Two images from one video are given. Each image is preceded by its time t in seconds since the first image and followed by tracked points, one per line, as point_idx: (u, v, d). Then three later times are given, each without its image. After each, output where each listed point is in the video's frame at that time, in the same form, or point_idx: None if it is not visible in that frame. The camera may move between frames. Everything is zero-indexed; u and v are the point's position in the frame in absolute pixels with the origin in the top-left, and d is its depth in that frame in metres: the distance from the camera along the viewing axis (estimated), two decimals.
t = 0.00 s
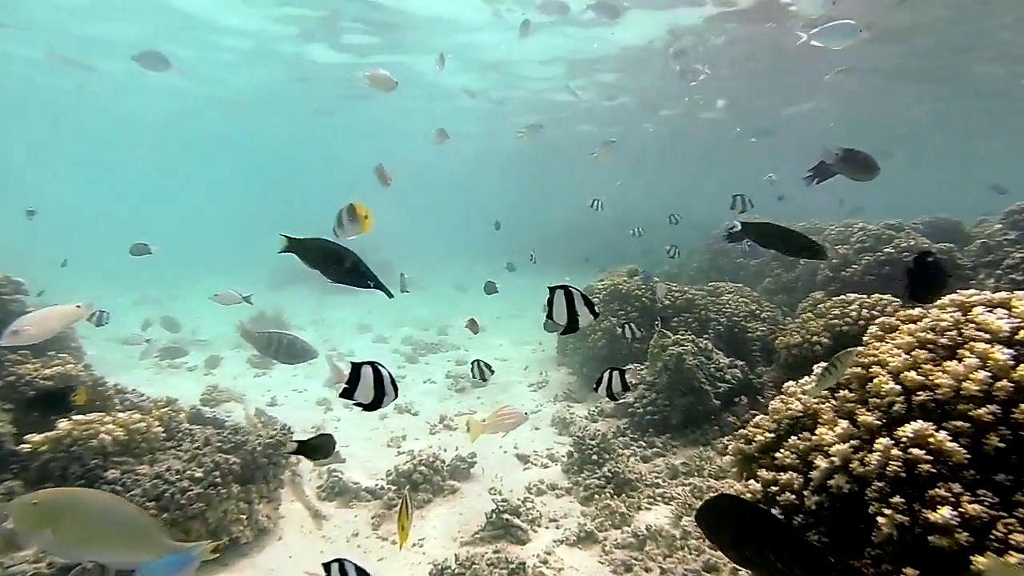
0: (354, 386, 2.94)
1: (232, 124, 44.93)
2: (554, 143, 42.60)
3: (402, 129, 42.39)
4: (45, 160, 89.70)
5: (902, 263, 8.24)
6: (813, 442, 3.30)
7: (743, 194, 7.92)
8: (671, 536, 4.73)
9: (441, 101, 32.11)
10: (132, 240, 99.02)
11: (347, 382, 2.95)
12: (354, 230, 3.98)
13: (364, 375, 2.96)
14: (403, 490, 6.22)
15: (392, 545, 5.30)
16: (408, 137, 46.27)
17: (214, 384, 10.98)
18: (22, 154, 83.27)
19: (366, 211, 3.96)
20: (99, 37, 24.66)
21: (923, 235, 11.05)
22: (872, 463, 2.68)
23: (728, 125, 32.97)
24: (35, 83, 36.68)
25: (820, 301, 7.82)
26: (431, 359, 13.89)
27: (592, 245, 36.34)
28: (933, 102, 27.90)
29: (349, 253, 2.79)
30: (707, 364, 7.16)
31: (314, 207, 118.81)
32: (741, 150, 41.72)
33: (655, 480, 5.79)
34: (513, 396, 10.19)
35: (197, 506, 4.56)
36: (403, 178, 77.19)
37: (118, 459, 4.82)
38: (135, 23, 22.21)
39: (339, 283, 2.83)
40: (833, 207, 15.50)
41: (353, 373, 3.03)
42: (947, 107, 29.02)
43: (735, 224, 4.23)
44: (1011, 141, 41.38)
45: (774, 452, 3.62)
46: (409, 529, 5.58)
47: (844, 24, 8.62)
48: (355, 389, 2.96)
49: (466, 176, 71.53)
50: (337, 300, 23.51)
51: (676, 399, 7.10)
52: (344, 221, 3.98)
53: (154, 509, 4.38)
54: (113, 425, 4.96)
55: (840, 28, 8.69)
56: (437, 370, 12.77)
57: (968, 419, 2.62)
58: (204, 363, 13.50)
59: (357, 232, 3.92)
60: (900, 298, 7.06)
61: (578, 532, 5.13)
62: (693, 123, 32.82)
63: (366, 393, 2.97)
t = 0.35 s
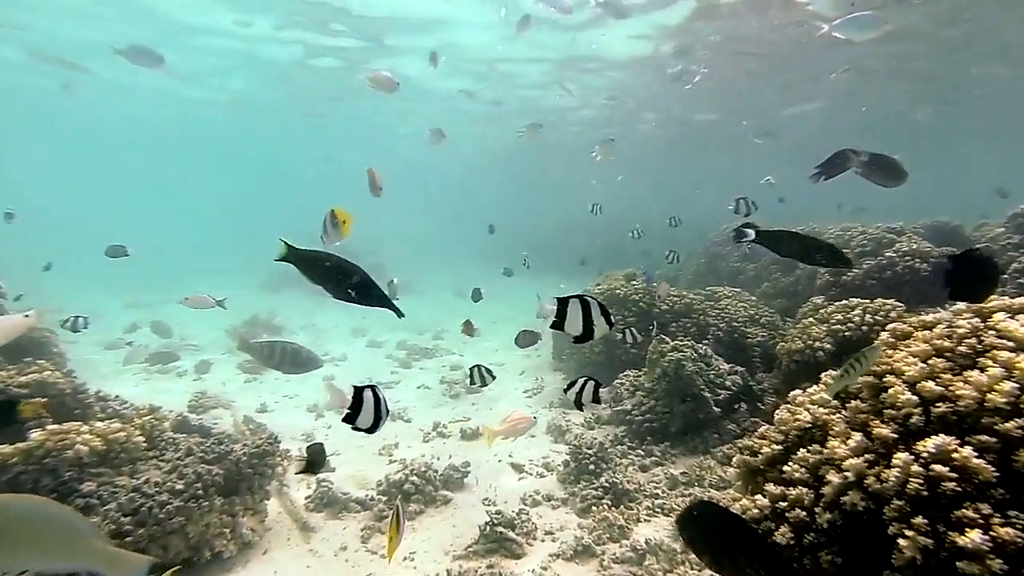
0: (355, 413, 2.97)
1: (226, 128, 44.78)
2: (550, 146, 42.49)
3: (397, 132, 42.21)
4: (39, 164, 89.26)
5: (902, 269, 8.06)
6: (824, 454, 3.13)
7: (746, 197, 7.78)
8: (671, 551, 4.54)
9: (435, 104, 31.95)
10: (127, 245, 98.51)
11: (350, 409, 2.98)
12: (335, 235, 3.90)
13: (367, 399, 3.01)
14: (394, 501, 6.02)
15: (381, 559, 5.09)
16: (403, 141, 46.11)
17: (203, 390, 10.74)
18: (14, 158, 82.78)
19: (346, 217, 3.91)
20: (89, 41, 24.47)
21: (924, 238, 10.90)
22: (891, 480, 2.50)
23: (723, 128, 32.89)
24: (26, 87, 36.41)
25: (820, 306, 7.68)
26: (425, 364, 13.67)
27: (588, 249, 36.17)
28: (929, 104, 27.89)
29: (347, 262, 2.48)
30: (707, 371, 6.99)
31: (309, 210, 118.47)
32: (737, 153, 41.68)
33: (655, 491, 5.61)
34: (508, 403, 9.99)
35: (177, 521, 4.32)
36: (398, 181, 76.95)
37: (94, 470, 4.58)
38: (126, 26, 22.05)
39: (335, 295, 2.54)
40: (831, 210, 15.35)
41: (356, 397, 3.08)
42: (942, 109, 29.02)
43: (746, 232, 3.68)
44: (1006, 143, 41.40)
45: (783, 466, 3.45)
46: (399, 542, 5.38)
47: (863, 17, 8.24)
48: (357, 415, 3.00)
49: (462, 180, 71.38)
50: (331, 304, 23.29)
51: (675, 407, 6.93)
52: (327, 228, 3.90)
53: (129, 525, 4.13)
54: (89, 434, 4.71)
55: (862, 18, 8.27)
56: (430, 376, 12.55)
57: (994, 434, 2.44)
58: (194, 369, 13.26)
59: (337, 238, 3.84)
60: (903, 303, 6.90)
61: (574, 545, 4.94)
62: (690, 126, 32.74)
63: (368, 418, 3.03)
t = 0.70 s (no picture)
0: (351, 437, 2.92)
1: (221, 130, 44.67)
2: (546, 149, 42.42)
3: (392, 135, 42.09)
4: (33, 167, 88.88)
5: (903, 273, 7.93)
6: (835, 468, 2.97)
7: (750, 200, 7.74)
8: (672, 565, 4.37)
9: (430, 107, 31.84)
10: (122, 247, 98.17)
11: (347, 433, 2.93)
12: (320, 240, 4.33)
13: (361, 424, 2.95)
14: (385, 511, 5.84)
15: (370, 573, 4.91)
16: (398, 143, 46.01)
17: (191, 395, 10.56)
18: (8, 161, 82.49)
19: (329, 221, 4.30)
20: (82, 43, 24.34)
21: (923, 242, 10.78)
22: (911, 498, 2.34)
23: (719, 131, 32.85)
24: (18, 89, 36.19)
25: (821, 311, 7.54)
26: (419, 369, 13.50)
27: (584, 252, 36.04)
28: (924, 108, 27.88)
29: (358, 279, 2.18)
30: (706, 377, 6.84)
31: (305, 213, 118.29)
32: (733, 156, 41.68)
33: (654, 502, 5.44)
34: (503, 409, 9.81)
35: (156, 535, 4.13)
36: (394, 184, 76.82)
37: (71, 480, 4.39)
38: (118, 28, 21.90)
39: (342, 312, 2.24)
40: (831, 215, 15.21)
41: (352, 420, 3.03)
42: (938, 113, 29.07)
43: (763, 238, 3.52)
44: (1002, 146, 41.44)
45: (790, 480, 3.29)
46: (390, 555, 5.20)
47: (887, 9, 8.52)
48: (353, 440, 2.94)
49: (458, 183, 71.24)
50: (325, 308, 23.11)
51: (674, 415, 6.78)
52: (312, 233, 4.35)
53: (106, 539, 3.94)
54: (66, 443, 4.53)
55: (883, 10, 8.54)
56: (424, 381, 12.37)
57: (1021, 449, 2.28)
58: (184, 373, 13.06)
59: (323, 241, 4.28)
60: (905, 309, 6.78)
61: (571, 559, 4.77)
62: (686, 128, 32.69)
63: (362, 442, 2.96)
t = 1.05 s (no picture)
0: (345, 468, 2.64)
1: (219, 136, 44.56)
2: (544, 155, 42.40)
3: (391, 140, 42.03)
4: (30, 172, 88.72)
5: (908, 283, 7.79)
6: (851, 492, 2.78)
7: (756, 207, 7.63)
8: None
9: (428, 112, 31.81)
10: (118, 252, 97.85)
11: (341, 463, 2.66)
12: (307, 249, 4.47)
13: (354, 453, 2.69)
14: (375, 526, 5.64)
15: None
16: (396, 149, 45.98)
17: (181, 403, 10.35)
18: (5, 165, 82.19)
19: (317, 231, 4.46)
20: (78, 46, 24.18)
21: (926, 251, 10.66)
22: (939, 529, 2.16)
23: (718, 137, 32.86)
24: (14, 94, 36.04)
25: (825, 322, 7.39)
26: (414, 376, 13.32)
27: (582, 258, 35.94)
28: (923, 116, 27.89)
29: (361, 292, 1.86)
30: (708, 389, 6.66)
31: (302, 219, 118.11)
32: (730, 163, 41.71)
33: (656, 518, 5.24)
34: (500, 419, 9.63)
35: (132, 554, 3.88)
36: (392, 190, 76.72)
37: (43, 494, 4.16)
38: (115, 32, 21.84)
39: (343, 328, 1.90)
40: (831, 223, 15.10)
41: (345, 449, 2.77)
42: (937, 121, 29.05)
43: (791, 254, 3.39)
44: (999, 155, 41.53)
45: (801, 502, 3.10)
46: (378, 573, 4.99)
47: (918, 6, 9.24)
48: (347, 471, 2.67)
49: (456, 190, 71.18)
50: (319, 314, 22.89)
51: (675, 428, 6.60)
52: (300, 243, 4.49)
53: (76, 560, 3.70)
54: (40, 455, 4.32)
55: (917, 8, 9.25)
56: (419, 389, 12.16)
57: None
58: (175, 380, 12.81)
59: (309, 252, 4.43)
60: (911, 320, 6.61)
61: None
62: (684, 135, 32.67)
63: (356, 472, 2.68)
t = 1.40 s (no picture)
0: (339, 499, 2.60)
1: (215, 141, 44.38)
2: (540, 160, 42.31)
3: (387, 145, 41.87)
4: (24, 178, 88.23)
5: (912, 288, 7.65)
6: (869, 510, 2.61)
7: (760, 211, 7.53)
8: None
9: (424, 117, 31.70)
10: (112, 258, 97.33)
11: (336, 496, 2.61)
12: (293, 259, 4.36)
13: (347, 482, 2.64)
14: (367, 541, 5.44)
15: None
16: (392, 154, 45.84)
17: (171, 412, 10.12)
18: None
19: (302, 240, 4.34)
20: (71, 51, 23.96)
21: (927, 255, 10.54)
22: (973, 557, 2.00)
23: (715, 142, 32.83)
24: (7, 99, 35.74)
25: (827, 328, 7.24)
26: (409, 384, 13.11)
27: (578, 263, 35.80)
28: (920, 120, 27.91)
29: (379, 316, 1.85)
30: (709, 398, 6.49)
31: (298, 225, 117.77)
32: (727, 167, 41.70)
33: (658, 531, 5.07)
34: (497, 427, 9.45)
35: None
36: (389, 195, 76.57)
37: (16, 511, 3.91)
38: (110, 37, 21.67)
39: (358, 355, 1.90)
40: (829, 228, 14.98)
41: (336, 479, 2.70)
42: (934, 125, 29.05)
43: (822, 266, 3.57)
44: (993, 159, 41.66)
45: (813, 519, 2.93)
46: None
47: None
48: (340, 502, 2.62)
49: (452, 195, 71.06)
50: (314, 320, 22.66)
51: (676, 437, 6.43)
52: (287, 253, 4.39)
53: None
54: (12, 471, 4.05)
55: None
56: (414, 396, 11.96)
57: None
58: (166, 388, 12.58)
59: (294, 262, 4.34)
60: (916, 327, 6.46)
61: None
62: (681, 139, 32.64)
63: (350, 501, 2.64)
